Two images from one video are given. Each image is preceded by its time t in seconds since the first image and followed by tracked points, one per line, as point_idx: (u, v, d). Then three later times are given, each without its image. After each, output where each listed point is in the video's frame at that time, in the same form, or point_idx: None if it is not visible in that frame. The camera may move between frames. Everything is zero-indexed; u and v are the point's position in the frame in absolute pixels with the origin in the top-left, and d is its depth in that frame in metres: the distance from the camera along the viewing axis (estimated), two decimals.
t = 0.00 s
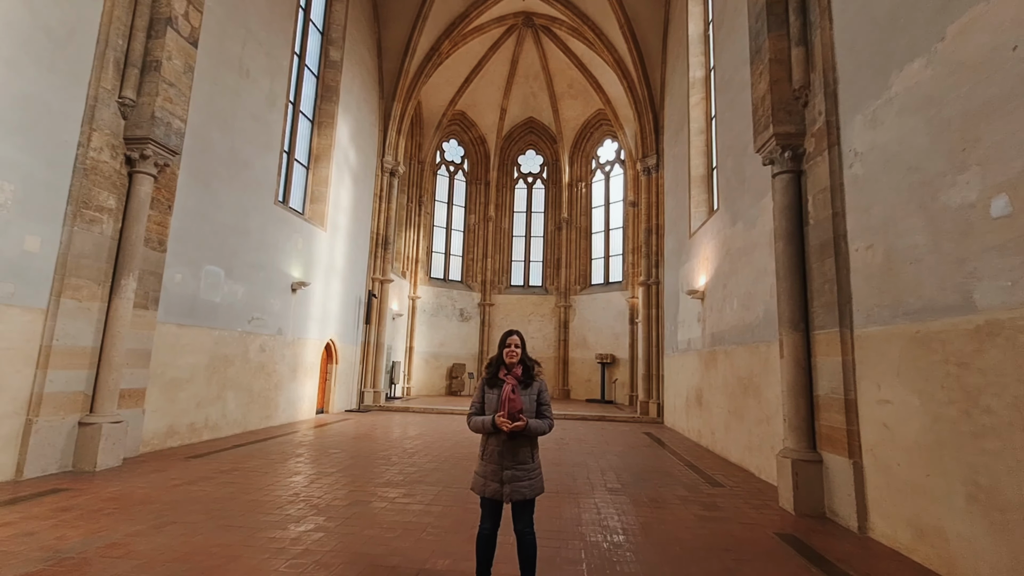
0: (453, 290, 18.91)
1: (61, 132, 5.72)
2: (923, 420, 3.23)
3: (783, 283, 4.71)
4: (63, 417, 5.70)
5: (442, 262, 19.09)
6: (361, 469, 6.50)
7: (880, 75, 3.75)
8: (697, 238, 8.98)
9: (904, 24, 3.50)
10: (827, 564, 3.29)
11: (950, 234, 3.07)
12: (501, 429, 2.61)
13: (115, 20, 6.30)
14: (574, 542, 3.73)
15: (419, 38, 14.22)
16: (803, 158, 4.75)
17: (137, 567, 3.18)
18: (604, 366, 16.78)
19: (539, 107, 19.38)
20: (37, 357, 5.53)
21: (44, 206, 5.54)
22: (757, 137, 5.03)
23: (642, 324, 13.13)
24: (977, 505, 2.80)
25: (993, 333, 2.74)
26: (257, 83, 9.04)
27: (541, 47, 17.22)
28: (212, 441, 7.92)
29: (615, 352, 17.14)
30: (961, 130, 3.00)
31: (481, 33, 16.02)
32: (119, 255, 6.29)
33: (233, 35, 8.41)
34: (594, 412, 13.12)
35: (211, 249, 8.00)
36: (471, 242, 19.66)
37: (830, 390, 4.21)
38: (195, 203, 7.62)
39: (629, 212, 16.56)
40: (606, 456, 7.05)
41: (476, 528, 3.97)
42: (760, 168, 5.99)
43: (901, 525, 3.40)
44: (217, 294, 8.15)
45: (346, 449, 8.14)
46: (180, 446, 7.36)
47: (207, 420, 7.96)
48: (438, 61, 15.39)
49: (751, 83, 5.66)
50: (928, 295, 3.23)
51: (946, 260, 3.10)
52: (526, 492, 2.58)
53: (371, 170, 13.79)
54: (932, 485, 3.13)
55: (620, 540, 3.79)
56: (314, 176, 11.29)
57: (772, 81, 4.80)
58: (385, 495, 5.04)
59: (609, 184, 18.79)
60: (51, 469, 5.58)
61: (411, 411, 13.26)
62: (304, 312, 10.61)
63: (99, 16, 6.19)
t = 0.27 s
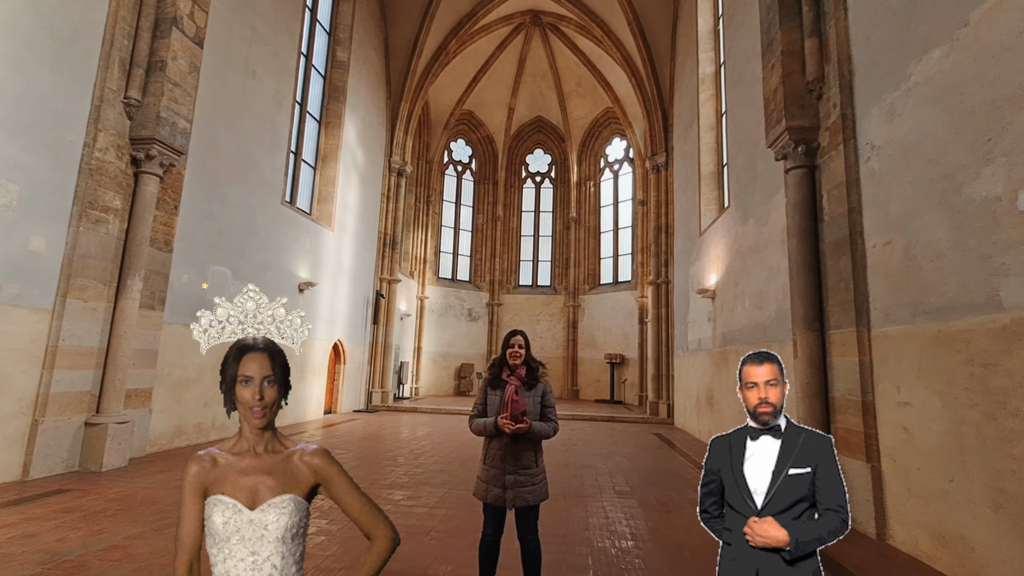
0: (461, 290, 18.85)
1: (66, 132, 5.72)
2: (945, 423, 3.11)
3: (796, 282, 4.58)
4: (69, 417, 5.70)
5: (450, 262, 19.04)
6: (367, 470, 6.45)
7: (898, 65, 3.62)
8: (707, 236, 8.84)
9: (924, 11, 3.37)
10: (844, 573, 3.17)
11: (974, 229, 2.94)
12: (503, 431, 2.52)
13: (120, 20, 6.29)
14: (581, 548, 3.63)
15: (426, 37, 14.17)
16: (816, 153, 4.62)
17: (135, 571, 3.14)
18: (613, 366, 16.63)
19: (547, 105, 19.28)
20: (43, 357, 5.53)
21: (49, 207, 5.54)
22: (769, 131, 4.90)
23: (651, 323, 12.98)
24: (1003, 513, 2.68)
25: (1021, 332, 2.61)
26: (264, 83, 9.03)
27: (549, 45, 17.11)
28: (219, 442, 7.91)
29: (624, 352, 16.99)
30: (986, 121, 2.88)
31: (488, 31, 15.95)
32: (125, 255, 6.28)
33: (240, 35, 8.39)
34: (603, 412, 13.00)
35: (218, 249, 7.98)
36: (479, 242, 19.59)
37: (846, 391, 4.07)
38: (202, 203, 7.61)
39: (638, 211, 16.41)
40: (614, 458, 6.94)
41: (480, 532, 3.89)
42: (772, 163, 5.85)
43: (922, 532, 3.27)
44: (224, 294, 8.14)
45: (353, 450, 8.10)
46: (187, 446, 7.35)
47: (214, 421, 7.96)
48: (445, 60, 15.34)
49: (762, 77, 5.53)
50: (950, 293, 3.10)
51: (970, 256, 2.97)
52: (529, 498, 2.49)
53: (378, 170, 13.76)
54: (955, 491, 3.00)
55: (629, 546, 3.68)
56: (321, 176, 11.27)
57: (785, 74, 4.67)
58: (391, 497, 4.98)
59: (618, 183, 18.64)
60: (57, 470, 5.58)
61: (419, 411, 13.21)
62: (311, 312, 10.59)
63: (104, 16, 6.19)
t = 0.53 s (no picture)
0: (469, 290, 18.81)
1: (74, 133, 5.74)
2: (966, 424, 3.00)
3: (809, 279, 4.47)
4: (78, 417, 5.71)
5: (458, 262, 19.02)
6: (374, 470, 6.41)
7: (915, 55, 3.51)
8: (717, 234, 8.72)
9: None
10: None
11: (997, 222, 2.83)
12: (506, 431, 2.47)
13: (127, 21, 6.30)
14: (589, 552, 3.55)
15: (433, 37, 14.15)
16: (830, 147, 4.51)
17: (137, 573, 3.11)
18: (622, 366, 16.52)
19: (555, 104, 19.20)
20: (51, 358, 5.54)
21: (57, 207, 5.56)
22: (780, 126, 4.79)
23: (660, 323, 12.87)
24: None
25: None
26: (271, 83, 9.04)
27: (557, 44, 17.03)
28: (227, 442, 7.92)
29: (633, 352, 16.87)
30: (1008, 111, 2.77)
31: (496, 30, 15.90)
32: (133, 256, 6.30)
33: (246, 36, 8.40)
34: (612, 413, 12.90)
35: (226, 249, 8.00)
36: (487, 242, 19.54)
37: (861, 392, 3.97)
38: (209, 203, 7.62)
39: (647, 210, 16.28)
40: (623, 459, 6.85)
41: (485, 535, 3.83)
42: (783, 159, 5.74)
43: (943, 537, 3.16)
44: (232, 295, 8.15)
45: (361, 450, 8.08)
46: (195, 446, 7.37)
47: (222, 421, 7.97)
48: (452, 59, 15.31)
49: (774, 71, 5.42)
50: (972, 290, 2.99)
51: (992, 251, 2.86)
52: (534, 501, 2.42)
53: (386, 170, 13.76)
54: (978, 495, 2.89)
55: (638, 550, 3.60)
56: (329, 176, 11.27)
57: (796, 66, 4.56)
58: (397, 498, 4.94)
59: (626, 181, 18.52)
60: (66, 469, 5.59)
61: (427, 411, 13.19)
62: (319, 312, 10.60)
63: (111, 17, 6.20)
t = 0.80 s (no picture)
0: (477, 290, 18.75)
1: (79, 133, 5.73)
2: (990, 426, 2.88)
3: (823, 276, 4.35)
4: (83, 417, 5.71)
5: (466, 262, 18.97)
6: (379, 471, 6.35)
7: (935, 44, 3.39)
8: (727, 232, 8.58)
9: None
10: None
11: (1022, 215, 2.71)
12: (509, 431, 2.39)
13: (132, 21, 6.29)
14: (596, 557, 3.46)
15: (439, 36, 14.09)
16: (844, 141, 4.38)
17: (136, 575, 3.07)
18: (631, 366, 16.37)
19: (562, 103, 19.09)
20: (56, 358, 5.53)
21: (63, 207, 5.55)
22: (792, 119, 4.68)
23: (669, 322, 12.72)
24: None
25: None
26: (277, 83, 9.02)
27: (564, 42, 16.93)
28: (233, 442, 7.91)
29: (642, 352, 16.72)
30: None
31: (503, 29, 15.83)
32: (138, 256, 6.29)
33: (252, 36, 8.39)
34: (621, 413, 12.78)
35: (232, 250, 7.99)
36: (495, 241, 19.47)
37: (878, 392, 3.84)
38: (214, 204, 7.61)
39: (655, 208, 16.12)
40: (632, 461, 6.74)
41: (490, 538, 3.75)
42: (796, 154, 5.61)
43: (965, 543, 3.04)
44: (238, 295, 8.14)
45: (368, 450, 8.03)
46: (201, 446, 7.36)
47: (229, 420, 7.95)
48: (459, 58, 15.24)
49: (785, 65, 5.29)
50: (996, 286, 2.87)
51: (1017, 245, 2.74)
52: (537, 505, 2.35)
53: (393, 170, 13.73)
54: (1004, 500, 2.77)
55: (646, 554, 3.50)
56: (335, 176, 11.24)
57: (809, 58, 4.44)
58: (401, 499, 4.87)
59: (635, 180, 18.37)
60: (72, 469, 5.59)
61: (435, 411, 13.14)
62: (326, 313, 10.58)
63: (117, 17, 6.19)
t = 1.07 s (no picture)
0: (482, 290, 18.67)
1: (79, 132, 5.71)
2: (1011, 429, 2.75)
3: (834, 274, 4.21)
4: (83, 417, 5.70)
5: (471, 262, 18.89)
6: (381, 472, 6.28)
7: (952, 30, 3.25)
8: (736, 230, 8.42)
9: None
10: None
11: None
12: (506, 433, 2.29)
13: (132, 19, 6.26)
14: (598, 563, 3.35)
15: (444, 34, 14.00)
16: (856, 133, 4.24)
17: None
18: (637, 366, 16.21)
19: (568, 101, 18.97)
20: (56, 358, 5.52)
21: (62, 207, 5.54)
22: (801, 112, 4.53)
23: (677, 322, 12.57)
24: None
25: None
26: (280, 82, 8.98)
27: (569, 40, 16.81)
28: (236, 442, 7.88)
29: (649, 352, 16.56)
30: None
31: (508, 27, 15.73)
32: (139, 255, 6.27)
33: (255, 34, 8.35)
34: (628, 414, 12.65)
35: (234, 250, 7.94)
36: (501, 241, 19.37)
37: (892, 393, 3.71)
38: (216, 203, 7.57)
39: (662, 207, 15.97)
40: (638, 463, 6.61)
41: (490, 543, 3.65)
42: (806, 149, 5.47)
43: (984, 551, 2.91)
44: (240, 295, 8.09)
45: (372, 451, 7.97)
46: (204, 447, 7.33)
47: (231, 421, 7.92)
48: (464, 57, 15.17)
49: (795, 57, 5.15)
50: (1016, 282, 2.74)
51: None
52: (533, 511, 2.25)
53: (397, 169, 13.67)
54: None
55: (651, 561, 3.39)
56: (340, 176, 11.19)
57: (820, 48, 4.30)
58: (401, 502, 4.79)
59: (641, 178, 18.21)
60: (72, 469, 5.57)
61: (440, 412, 13.07)
62: (330, 313, 10.53)
63: (117, 15, 6.16)
